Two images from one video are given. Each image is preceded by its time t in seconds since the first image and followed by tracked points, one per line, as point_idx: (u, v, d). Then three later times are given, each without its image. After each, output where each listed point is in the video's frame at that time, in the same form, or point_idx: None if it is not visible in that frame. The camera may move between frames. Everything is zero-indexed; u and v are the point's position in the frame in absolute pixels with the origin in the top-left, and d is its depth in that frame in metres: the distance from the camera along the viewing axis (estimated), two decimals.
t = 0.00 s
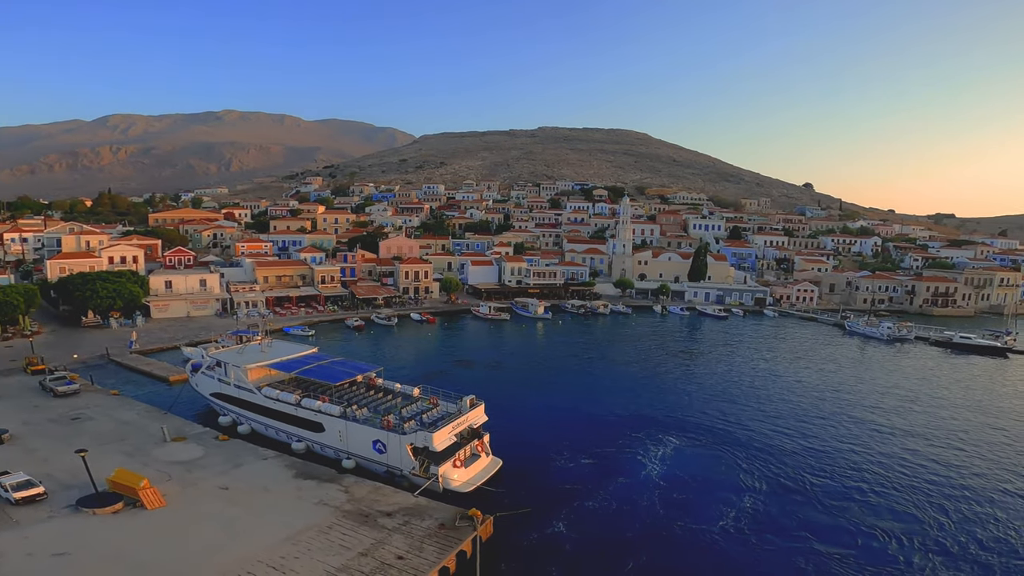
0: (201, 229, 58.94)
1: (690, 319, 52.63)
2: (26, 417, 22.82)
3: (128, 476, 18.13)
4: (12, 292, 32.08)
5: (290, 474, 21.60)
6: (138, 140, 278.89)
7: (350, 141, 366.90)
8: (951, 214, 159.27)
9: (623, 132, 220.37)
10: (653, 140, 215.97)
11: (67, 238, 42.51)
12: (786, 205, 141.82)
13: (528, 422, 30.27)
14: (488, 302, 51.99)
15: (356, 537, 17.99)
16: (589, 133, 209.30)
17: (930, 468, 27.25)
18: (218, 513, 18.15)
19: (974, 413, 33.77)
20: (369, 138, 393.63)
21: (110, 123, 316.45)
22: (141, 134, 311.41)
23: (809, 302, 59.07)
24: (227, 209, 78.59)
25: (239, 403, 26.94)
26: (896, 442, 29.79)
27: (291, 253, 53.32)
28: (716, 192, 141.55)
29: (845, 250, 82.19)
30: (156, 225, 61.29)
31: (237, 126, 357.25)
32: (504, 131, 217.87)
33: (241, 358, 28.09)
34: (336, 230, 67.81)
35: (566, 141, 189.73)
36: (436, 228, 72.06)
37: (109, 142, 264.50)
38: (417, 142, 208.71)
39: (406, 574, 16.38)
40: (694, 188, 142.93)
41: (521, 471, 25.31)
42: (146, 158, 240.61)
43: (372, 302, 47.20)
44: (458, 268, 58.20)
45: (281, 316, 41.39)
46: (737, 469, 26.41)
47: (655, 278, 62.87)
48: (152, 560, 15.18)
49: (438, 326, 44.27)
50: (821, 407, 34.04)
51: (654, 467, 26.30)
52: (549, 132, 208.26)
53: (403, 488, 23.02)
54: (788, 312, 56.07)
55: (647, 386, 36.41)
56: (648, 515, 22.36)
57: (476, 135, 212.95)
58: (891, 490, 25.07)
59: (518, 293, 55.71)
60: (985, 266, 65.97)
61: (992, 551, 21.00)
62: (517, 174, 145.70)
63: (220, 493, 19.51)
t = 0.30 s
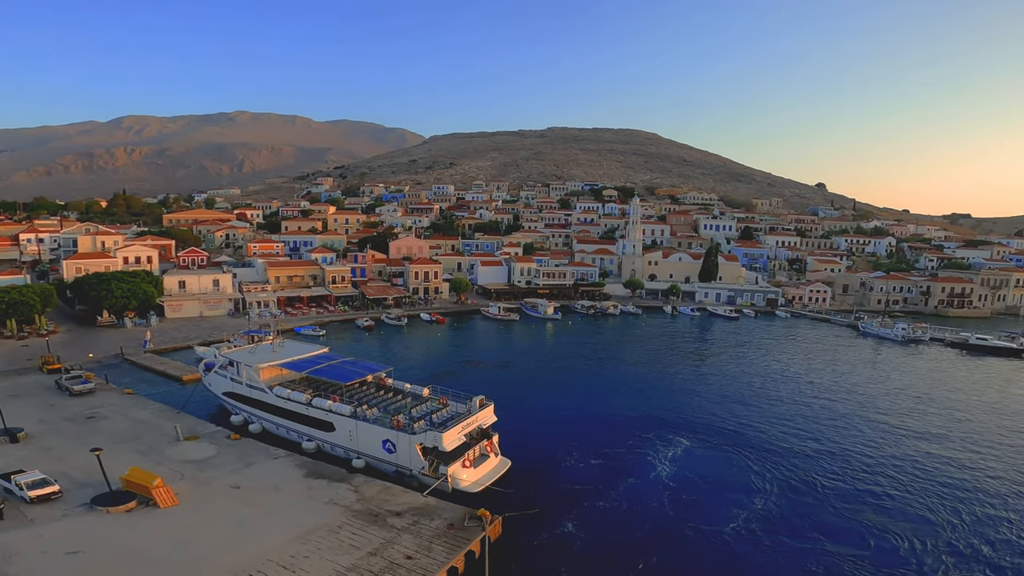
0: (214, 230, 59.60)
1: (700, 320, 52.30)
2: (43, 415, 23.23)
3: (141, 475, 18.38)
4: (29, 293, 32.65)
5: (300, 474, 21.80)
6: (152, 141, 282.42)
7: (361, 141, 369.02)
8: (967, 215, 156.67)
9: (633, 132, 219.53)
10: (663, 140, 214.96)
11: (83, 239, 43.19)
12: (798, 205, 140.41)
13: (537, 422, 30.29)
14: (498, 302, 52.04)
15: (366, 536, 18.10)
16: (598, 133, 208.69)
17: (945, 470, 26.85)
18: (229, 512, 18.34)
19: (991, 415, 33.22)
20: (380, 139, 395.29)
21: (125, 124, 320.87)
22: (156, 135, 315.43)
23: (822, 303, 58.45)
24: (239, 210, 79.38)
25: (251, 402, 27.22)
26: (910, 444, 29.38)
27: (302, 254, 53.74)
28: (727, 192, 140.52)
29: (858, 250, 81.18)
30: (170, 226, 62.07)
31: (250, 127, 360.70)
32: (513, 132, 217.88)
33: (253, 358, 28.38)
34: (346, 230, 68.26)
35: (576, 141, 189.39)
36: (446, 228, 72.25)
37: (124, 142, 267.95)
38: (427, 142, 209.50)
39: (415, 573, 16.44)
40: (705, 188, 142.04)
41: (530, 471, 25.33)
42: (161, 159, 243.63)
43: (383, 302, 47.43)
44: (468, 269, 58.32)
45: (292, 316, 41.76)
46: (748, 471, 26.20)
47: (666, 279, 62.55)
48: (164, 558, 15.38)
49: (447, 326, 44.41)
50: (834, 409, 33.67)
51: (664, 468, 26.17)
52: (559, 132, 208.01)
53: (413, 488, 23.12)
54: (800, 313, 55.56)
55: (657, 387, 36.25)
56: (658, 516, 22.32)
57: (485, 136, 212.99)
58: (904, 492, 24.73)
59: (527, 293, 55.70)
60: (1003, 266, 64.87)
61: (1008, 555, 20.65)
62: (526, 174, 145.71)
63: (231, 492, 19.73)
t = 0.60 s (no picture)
0: (231, 230, 60.40)
1: (715, 320, 51.75)
2: (64, 413, 23.74)
3: (159, 473, 18.72)
4: (51, 292, 33.39)
5: (314, 472, 22.03)
6: (171, 142, 286.79)
7: (375, 142, 371.75)
8: (991, 214, 153.06)
9: (646, 131, 218.20)
10: (677, 139, 213.28)
11: (104, 239, 44.03)
12: (815, 205, 138.32)
13: (549, 422, 30.27)
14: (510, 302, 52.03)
15: (378, 535, 18.25)
16: (612, 133, 207.71)
17: (966, 473, 26.34)
18: (244, 510, 18.60)
19: (1013, 417, 32.53)
20: (394, 138, 397.21)
21: (145, 125, 326.35)
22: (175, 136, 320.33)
23: (839, 304, 57.52)
24: (255, 210, 80.37)
25: (266, 401, 27.57)
26: (929, 446, 28.88)
27: (317, 253, 54.27)
28: (742, 192, 138.95)
29: (877, 250, 79.69)
30: (188, 226, 63.02)
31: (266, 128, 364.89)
32: (526, 132, 217.56)
33: (269, 356, 28.75)
34: (360, 230, 68.73)
35: (589, 140, 188.62)
36: (459, 228, 72.42)
37: (143, 143, 272.49)
38: (440, 142, 210.23)
39: (426, 573, 16.54)
40: (720, 188, 140.61)
41: (542, 471, 25.33)
42: (179, 160, 247.35)
43: (396, 302, 47.70)
44: (481, 269, 58.41)
45: (307, 316, 42.17)
46: (763, 472, 25.93)
47: (680, 279, 62.03)
48: (179, 556, 15.64)
49: (460, 326, 44.52)
50: (851, 410, 33.21)
51: (678, 470, 25.98)
52: (571, 132, 207.39)
53: (425, 487, 23.24)
54: (817, 314, 54.73)
55: (671, 387, 36.03)
56: (672, 516, 22.21)
57: (498, 136, 213.15)
58: (923, 495, 24.33)
59: (540, 293, 55.61)
60: None
61: None
62: (539, 174, 145.45)
63: (246, 490, 20.01)
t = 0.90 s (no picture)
0: (246, 230, 61.09)
1: (729, 320, 51.25)
2: (83, 411, 24.21)
3: (175, 471, 19.05)
4: (71, 291, 34.05)
5: (327, 471, 22.25)
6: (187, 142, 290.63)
7: (387, 142, 373.79)
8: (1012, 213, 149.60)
9: (659, 131, 216.84)
10: (689, 139, 211.74)
11: (122, 239, 44.81)
12: (831, 204, 136.37)
13: (561, 422, 30.24)
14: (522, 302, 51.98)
15: (389, 534, 18.38)
16: (624, 133, 206.56)
17: (985, 474, 25.91)
18: (258, 508, 18.83)
19: None
20: (407, 139, 398.55)
21: (162, 126, 331.16)
22: (192, 137, 324.65)
23: (856, 304, 56.64)
24: (269, 211, 81.16)
25: (280, 399, 27.86)
26: (947, 447, 28.46)
27: (330, 253, 54.68)
28: (757, 191, 137.44)
29: (895, 250, 78.34)
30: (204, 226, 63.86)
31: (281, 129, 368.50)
32: (538, 132, 217.19)
33: (283, 355, 29.05)
34: (373, 230, 69.14)
35: (601, 140, 187.89)
36: (471, 228, 72.53)
37: (160, 144, 276.56)
38: (452, 142, 210.67)
39: (436, 572, 16.62)
40: (733, 188, 139.19)
41: (553, 471, 25.31)
42: (196, 161, 250.69)
43: (408, 301, 47.92)
44: (493, 268, 58.44)
45: (320, 315, 42.53)
46: (780, 474, 25.65)
47: (693, 279, 61.49)
48: (194, 554, 15.87)
49: (472, 325, 44.62)
50: (867, 411, 32.76)
51: (691, 470, 25.79)
52: (583, 132, 206.73)
53: (436, 487, 23.33)
54: (833, 315, 53.93)
55: (684, 388, 35.77)
56: (685, 517, 22.07)
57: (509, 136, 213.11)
58: (941, 496, 23.97)
59: (552, 293, 55.49)
60: None
61: None
62: (551, 174, 145.14)
63: (259, 489, 20.25)
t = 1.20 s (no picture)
0: (265, 230, 61.97)
1: (747, 321, 50.56)
2: (107, 408, 24.83)
3: (195, 468, 19.44)
4: (96, 290, 34.91)
5: (343, 469, 22.51)
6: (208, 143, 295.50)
7: (404, 142, 375.89)
8: None
9: (676, 129, 214.82)
10: (706, 138, 209.51)
11: (145, 239, 45.77)
12: (853, 203, 133.72)
13: (576, 422, 30.17)
14: (537, 302, 51.91)
15: (404, 533, 18.53)
16: (640, 131, 204.88)
17: (1012, 477, 25.30)
18: (275, 506, 19.12)
19: None
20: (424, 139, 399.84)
21: (184, 127, 337.14)
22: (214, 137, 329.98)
23: (878, 305, 55.46)
24: (288, 211, 82.19)
25: (298, 398, 28.24)
26: (972, 449, 27.85)
27: (347, 253, 55.21)
28: (776, 190, 135.35)
29: (919, 249, 76.52)
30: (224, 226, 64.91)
31: (300, 129, 372.84)
32: (553, 131, 216.53)
33: (301, 354, 29.42)
34: (389, 230, 69.61)
35: (617, 139, 186.67)
36: (487, 227, 72.65)
37: (182, 145, 281.59)
38: (467, 142, 211.01)
39: (450, 571, 16.71)
40: (752, 186, 137.29)
41: (568, 471, 25.27)
42: (217, 163, 255.03)
43: (424, 301, 48.17)
44: (508, 268, 58.48)
45: (337, 314, 42.98)
46: (799, 475, 25.29)
47: (710, 279, 60.80)
48: (213, 551, 16.17)
49: (487, 325, 44.70)
50: (889, 412, 32.16)
51: (708, 471, 25.56)
52: (599, 131, 205.55)
53: (451, 485, 23.45)
54: (855, 315, 52.89)
55: (701, 388, 35.41)
56: (702, 518, 21.88)
57: (525, 135, 212.89)
58: (966, 500, 23.45)
59: (568, 293, 55.31)
60: None
61: None
62: (567, 173, 144.62)
63: (277, 486, 20.57)
